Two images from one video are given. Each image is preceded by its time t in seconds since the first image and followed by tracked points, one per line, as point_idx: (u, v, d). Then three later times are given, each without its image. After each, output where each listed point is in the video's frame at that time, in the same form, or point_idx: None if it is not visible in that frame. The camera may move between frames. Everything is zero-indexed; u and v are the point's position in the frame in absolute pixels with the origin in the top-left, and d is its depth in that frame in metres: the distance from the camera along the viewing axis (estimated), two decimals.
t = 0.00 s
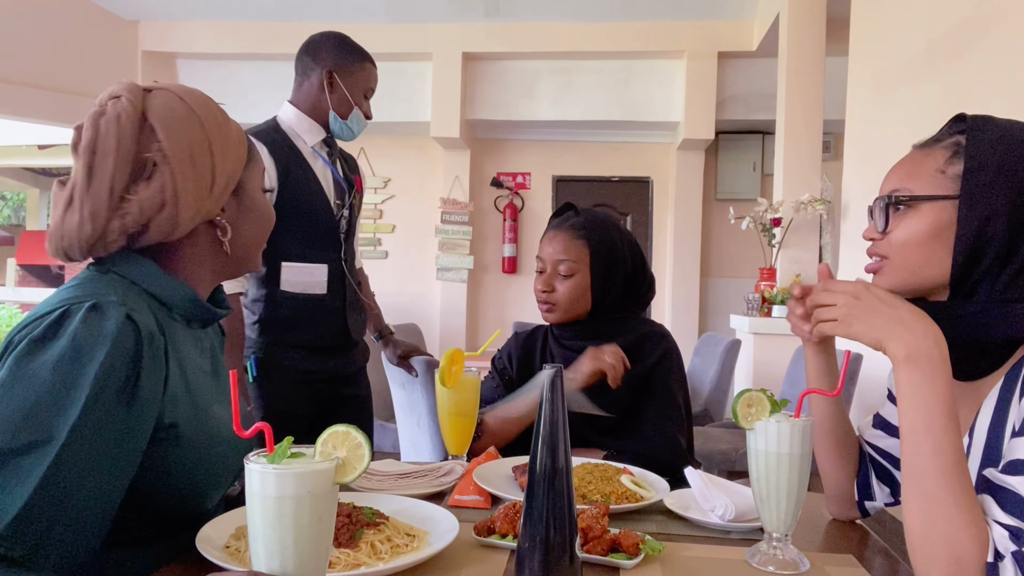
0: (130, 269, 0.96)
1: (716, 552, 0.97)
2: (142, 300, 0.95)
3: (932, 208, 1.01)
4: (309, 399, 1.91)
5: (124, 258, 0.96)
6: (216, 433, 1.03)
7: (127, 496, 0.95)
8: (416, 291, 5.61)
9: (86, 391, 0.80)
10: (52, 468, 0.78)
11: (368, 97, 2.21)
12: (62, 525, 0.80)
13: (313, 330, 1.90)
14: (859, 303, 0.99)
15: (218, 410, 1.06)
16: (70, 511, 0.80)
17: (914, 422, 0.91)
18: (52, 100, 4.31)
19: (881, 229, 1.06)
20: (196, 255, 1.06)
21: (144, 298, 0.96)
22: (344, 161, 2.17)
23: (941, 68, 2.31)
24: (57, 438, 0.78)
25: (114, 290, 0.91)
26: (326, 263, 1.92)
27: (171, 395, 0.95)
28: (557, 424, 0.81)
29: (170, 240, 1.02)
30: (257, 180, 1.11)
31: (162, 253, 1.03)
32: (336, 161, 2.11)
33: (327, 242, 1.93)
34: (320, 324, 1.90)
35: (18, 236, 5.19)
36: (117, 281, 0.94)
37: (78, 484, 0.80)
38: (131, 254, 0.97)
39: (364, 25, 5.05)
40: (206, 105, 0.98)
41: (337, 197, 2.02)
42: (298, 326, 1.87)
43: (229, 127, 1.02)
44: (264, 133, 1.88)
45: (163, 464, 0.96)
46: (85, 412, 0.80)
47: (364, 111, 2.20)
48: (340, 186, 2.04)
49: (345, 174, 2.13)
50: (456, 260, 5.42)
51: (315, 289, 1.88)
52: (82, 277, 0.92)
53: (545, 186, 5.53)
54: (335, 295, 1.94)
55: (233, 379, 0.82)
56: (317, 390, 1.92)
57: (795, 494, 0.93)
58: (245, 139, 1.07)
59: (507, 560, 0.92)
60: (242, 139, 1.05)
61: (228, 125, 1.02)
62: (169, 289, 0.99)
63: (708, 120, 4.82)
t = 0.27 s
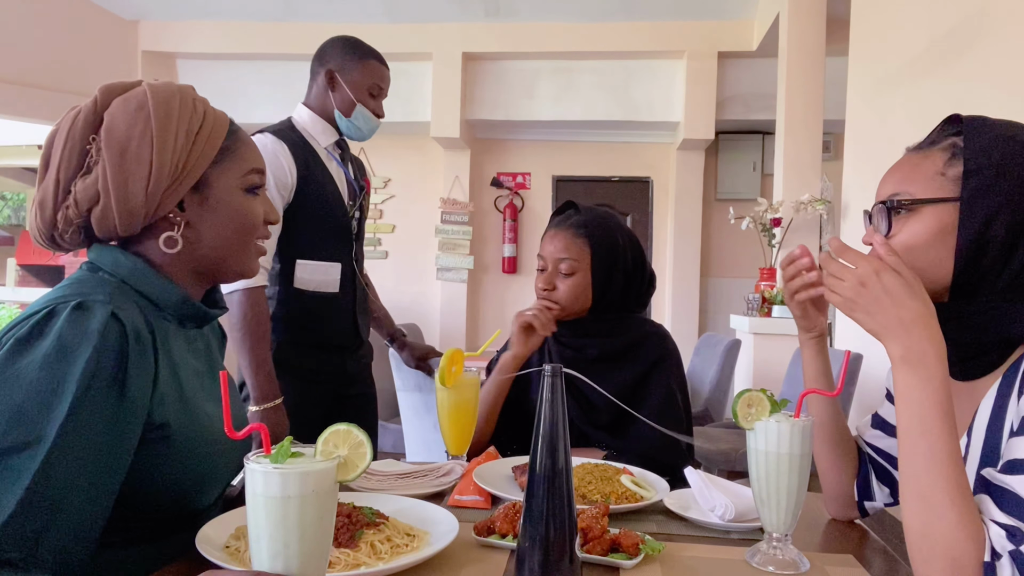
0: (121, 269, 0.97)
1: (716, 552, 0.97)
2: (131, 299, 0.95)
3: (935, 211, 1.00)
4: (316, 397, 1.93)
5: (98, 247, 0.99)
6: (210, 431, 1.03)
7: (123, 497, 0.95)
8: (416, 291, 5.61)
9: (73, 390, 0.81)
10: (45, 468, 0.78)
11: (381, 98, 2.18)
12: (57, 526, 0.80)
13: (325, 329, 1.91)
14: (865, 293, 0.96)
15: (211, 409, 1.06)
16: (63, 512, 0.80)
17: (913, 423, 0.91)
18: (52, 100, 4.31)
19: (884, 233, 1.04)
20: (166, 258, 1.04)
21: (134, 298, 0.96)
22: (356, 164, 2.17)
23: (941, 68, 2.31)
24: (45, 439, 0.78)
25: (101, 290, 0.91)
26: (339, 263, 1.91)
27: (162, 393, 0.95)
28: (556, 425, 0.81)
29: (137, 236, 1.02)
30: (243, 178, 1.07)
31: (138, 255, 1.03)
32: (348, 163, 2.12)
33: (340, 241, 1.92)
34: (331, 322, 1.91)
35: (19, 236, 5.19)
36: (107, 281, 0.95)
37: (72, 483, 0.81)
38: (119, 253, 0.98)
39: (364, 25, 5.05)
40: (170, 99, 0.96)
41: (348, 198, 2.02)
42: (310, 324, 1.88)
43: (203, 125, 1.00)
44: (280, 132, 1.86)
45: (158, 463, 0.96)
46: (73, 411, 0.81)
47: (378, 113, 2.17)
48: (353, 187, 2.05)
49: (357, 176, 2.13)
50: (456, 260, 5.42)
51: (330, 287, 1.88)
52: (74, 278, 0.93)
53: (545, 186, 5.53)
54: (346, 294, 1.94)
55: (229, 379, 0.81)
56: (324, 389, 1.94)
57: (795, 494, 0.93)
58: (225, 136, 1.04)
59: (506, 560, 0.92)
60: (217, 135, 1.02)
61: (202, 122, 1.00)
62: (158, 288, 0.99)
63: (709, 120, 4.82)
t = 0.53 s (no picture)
0: (118, 269, 0.97)
1: (716, 552, 0.97)
2: (127, 299, 0.95)
3: (938, 210, 0.99)
4: (308, 397, 1.90)
5: (96, 247, 0.99)
6: (208, 430, 1.03)
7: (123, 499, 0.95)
8: (416, 291, 5.61)
9: (69, 390, 0.81)
10: (43, 469, 0.78)
11: (370, 91, 2.14)
12: (57, 528, 0.80)
13: (315, 327, 1.88)
14: (858, 290, 0.96)
15: (210, 407, 1.06)
16: (63, 514, 0.80)
17: (913, 423, 0.91)
18: (52, 99, 4.30)
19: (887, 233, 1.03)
20: (162, 257, 1.04)
21: (131, 298, 0.96)
22: (359, 164, 2.14)
23: (941, 68, 2.31)
24: (42, 440, 0.78)
25: (96, 290, 0.91)
26: (326, 259, 1.90)
27: (159, 393, 0.95)
28: (557, 425, 0.81)
29: (134, 235, 1.02)
30: (239, 178, 1.06)
31: (136, 255, 1.03)
32: (349, 162, 2.09)
33: (330, 238, 1.91)
34: (320, 318, 1.88)
35: (19, 236, 5.18)
36: (104, 282, 0.95)
37: (71, 484, 0.81)
38: (117, 253, 0.98)
39: (364, 25, 5.05)
40: (166, 98, 0.96)
41: (347, 199, 1.97)
42: (298, 322, 1.86)
43: (200, 124, 1.00)
44: (278, 135, 1.88)
45: (156, 464, 0.96)
46: (70, 412, 0.81)
47: (370, 105, 2.14)
48: (348, 188, 1.98)
49: (360, 176, 2.10)
50: (456, 260, 5.42)
51: (315, 284, 1.87)
52: (72, 278, 0.93)
53: (545, 186, 5.53)
54: (336, 291, 1.92)
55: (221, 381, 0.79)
56: (315, 390, 1.91)
57: (795, 494, 0.93)
58: (222, 135, 1.04)
59: (506, 560, 0.92)
60: (213, 135, 1.02)
61: (199, 122, 1.00)
62: (158, 289, 0.99)
63: (709, 120, 4.82)
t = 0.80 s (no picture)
0: (117, 268, 0.97)
1: (716, 552, 0.97)
2: (126, 299, 0.95)
3: (924, 211, 0.99)
4: (299, 397, 1.86)
5: (96, 247, 0.99)
6: (208, 429, 1.03)
7: (122, 498, 0.95)
8: (416, 291, 5.61)
9: (67, 390, 0.81)
10: (41, 469, 0.78)
11: (362, 86, 2.13)
12: (56, 527, 0.80)
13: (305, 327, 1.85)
14: (856, 297, 0.91)
15: (210, 406, 1.06)
16: (62, 514, 0.80)
17: (913, 423, 0.91)
18: (52, 99, 4.30)
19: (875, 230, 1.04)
20: (162, 257, 1.04)
21: (130, 298, 0.96)
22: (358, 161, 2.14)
23: (941, 68, 2.31)
24: (40, 440, 0.78)
25: (95, 290, 0.92)
26: (314, 257, 1.89)
27: (158, 392, 0.95)
28: (557, 425, 0.81)
29: (133, 236, 1.02)
30: (237, 178, 1.06)
31: (135, 255, 1.03)
32: (345, 160, 2.08)
33: (319, 236, 1.91)
34: (308, 315, 1.85)
35: (18, 236, 5.17)
36: (103, 282, 0.95)
37: (69, 484, 0.81)
38: (116, 253, 0.98)
39: (365, 25, 5.05)
40: (164, 99, 0.96)
41: (339, 198, 2.00)
42: (288, 319, 1.84)
43: (198, 124, 1.00)
44: (272, 135, 1.90)
45: (156, 463, 0.96)
46: (68, 412, 0.81)
47: (364, 100, 2.13)
48: (341, 189, 2.01)
49: (357, 174, 2.09)
50: (456, 260, 5.42)
51: (302, 282, 1.86)
52: (71, 278, 0.93)
53: (545, 186, 5.53)
54: (326, 289, 1.90)
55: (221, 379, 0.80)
56: (305, 390, 1.87)
57: (795, 494, 0.93)
58: (221, 136, 1.04)
59: (506, 560, 0.92)
60: (212, 135, 1.02)
61: (197, 122, 1.00)
62: (158, 288, 1.00)
63: (709, 120, 4.82)
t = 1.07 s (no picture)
0: (117, 268, 0.97)
1: (717, 552, 0.97)
2: (126, 298, 0.95)
3: (906, 211, 1.03)
4: (298, 398, 1.85)
5: (96, 247, 0.99)
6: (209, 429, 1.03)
7: (122, 498, 0.95)
8: (416, 291, 5.61)
9: (66, 391, 0.80)
10: (42, 469, 0.78)
11: (357, 85, 2.13)
12: (56, 528, 0.80)
13: (304, 327, 1.85)
14: (846, 302, 0.92)
15: (211, 406, 1.06)
16: (62, 514, 0.80)
17: (912, 421, 0.91)
18: (52, 100, 4.30)
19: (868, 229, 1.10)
20: (162, 257, 1.04)
21: (130, 297, 0.96)
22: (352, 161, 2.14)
23: (941, 68, 2.31)
24: (40, 440, 0.78)
25: (95, 289, 0.92)
26: (317, 259, 1.90)
27: (158, 392, 0.95)
28: (556, 425, 0.81)
29: (133, 237, 1.02)
30: (237, 179, 1.06)
31: (135, 255, 1.03)
32: (340, 160, 2.09)
33: (319, 237, 1.91)
34: (310, 317, 1.86)
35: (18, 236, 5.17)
36: (103, 281, 0.95)
37: (69, 484, 0.81)
38: (117, 253, 0.98)
39: (365, 24, 5.05)
40: (164, 99, 0.96)
41: (337, 198, 2.00)
42: (287, 321, 1.83)
43: (197, 125, 1.00)
44: (268, 135, 1.91)
45: (156, 463, 0.96)
46: (67, 412, 0.80)
47: (357, 100, 2.14)
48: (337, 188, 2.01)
49: (352, 174, 2.09)
50: (456, 260, 5.42)
51: (303, 284, 1.87)
52: (71, 278, 0.94)
53: (545, 186, 5.53)
54: (325, 290, 1.91)
55: (220, 378, 0.79)
56: (305, 390, 1.87)
57: (795, 494, 0.93)
58: (220, 136, 1.04)
59: (506, 560, 0.92)
60: (211, 136, 1.02)
61: (196, 123, 1.00)
62: (158, 288, 0.99)
63: (709, 120, 4.82)
